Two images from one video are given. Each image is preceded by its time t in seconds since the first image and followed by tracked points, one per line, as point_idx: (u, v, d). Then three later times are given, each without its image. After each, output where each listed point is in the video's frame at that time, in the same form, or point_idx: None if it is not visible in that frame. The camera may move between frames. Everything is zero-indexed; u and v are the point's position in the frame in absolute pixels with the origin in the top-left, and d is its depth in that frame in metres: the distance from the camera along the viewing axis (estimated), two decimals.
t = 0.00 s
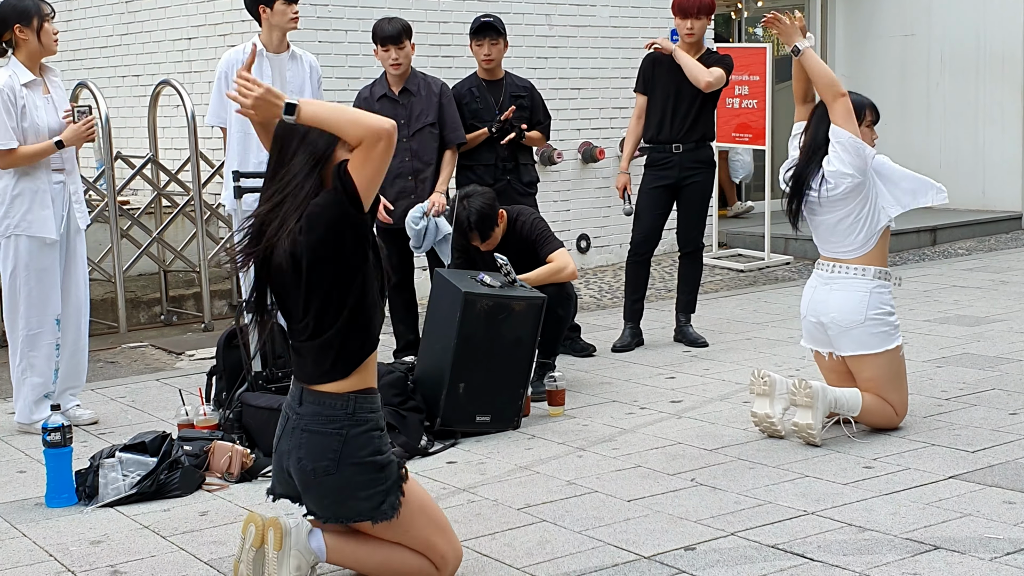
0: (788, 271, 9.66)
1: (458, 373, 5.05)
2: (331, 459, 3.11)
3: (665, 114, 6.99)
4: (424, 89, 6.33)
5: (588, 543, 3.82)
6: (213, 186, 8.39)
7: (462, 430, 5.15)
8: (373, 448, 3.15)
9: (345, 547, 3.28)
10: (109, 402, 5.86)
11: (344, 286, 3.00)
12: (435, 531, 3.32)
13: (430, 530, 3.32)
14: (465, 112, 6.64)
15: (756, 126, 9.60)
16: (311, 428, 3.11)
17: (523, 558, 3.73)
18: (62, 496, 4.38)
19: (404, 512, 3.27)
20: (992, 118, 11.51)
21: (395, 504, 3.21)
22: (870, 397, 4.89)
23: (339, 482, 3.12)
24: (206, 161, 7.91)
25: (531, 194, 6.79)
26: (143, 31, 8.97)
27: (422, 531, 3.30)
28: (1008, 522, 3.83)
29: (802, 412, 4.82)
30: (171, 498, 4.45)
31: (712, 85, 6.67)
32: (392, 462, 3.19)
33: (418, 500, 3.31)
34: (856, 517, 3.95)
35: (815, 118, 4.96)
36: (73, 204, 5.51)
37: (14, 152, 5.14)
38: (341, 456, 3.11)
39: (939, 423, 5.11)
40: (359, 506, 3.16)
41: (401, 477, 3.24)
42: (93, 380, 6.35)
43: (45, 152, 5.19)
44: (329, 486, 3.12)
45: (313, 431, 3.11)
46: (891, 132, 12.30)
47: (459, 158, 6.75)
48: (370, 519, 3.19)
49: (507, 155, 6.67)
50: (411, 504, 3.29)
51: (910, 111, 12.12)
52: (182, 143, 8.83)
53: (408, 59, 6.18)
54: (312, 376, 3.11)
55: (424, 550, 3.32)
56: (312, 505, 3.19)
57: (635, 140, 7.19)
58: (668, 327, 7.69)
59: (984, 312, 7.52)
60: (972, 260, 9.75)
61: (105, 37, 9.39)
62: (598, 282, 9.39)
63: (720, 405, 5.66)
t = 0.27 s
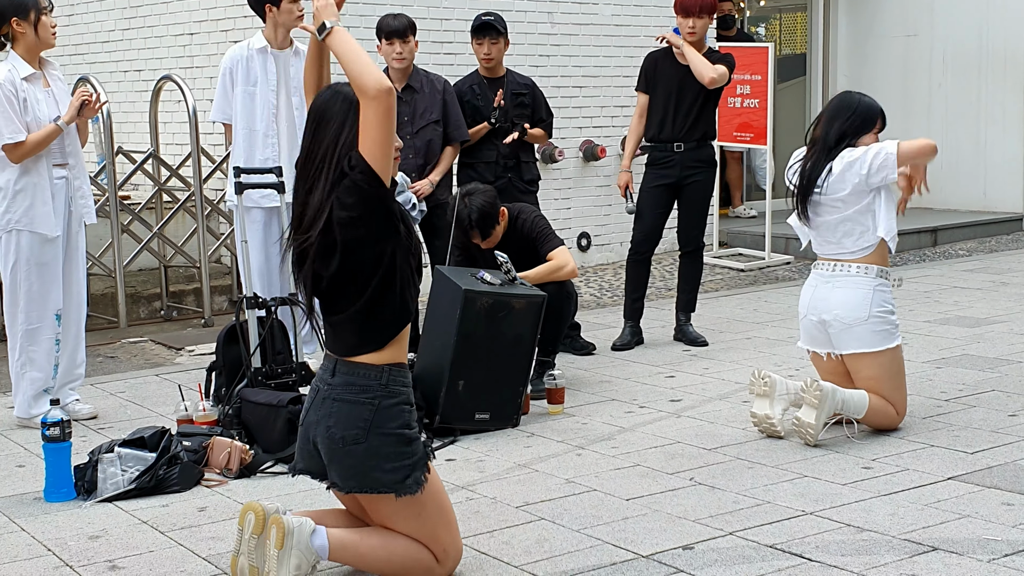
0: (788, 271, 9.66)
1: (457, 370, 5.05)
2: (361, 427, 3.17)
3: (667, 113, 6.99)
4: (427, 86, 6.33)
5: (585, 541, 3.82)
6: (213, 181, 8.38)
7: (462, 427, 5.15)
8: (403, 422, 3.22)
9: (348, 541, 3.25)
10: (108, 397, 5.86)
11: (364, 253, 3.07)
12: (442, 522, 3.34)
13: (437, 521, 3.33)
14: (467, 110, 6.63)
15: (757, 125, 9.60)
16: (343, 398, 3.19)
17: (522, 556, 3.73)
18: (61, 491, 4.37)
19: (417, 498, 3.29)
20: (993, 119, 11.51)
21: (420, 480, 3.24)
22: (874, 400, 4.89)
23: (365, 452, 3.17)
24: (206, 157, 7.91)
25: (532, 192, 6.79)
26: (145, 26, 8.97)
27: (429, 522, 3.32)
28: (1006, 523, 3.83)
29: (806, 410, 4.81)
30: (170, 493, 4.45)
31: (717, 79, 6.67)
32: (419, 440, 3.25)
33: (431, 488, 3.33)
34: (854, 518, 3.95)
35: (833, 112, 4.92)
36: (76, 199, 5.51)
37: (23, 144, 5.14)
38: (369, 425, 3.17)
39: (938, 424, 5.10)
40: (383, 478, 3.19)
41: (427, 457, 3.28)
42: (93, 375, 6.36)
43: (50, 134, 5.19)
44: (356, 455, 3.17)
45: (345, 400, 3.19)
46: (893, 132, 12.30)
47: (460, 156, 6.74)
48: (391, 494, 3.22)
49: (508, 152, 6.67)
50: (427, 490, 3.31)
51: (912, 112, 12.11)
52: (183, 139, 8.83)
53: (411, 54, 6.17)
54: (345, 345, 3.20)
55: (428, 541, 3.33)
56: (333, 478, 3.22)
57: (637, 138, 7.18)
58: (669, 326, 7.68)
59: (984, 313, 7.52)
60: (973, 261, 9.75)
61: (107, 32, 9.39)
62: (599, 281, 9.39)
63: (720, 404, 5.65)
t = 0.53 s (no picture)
0: (787, 277, 9.66)
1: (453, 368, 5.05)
2: (314, 442, 3.18)
3: (670, 117, 6.99)
4: (431, 83, 6.33)
5: (575, 543, 3.82)
6: (214, 172, 8.38)
7: (456, 424, 5.15)
8: (356, 447, 3.21)
9: (341, 563, 3.22)
10: (103, 384, 5.87)
11: (385, 297, 3.14)
12: (418, 522, 3.37)
13: (413, 521, 3.36)
14: (470, 107, 6.64)
15: (760, 130, 9.61)
16: (308, 409, 3.22)
17: (511, 556, 3.73)
18: (53, 477, 4.37)
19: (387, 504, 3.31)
20: (996, 132, 11.51)
21: (361, 505, 3.24)
22: (868, 418, 4.90)
23: (313, 467, 3.18)
24: (209, 147, 7.91)
25: (533, 191, 6.79)
26: (151, 15, 8.96)
27: (407, 525, 3.34)
28: (997, 537, 3.84)
29: (795, 420, 4.78)
30: (162, 483, 4.46)
31: (722, 84, 6.68)
32: (371, 465, 3.24)
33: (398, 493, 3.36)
34: (845, 527, 3.95)
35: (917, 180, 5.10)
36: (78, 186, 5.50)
37: (27, 128, 5.11)
38: (321, 443, 3.18)
39: (932, 436, 5.11)
40: (328, 496, 3.19)
41: (380, 478, 3.29)
42: (89, 362, 6.36)
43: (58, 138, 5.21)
44: (305, 468, 3.18)
45: (306, 411, 3.21)
46: (895, 141, 12.31)
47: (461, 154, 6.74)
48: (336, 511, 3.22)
49: (510, 151, 6.66)
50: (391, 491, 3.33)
51: (916, 122, 12.12)
52: (186, 129, 8.83)
53: (418, 48, 6.17)
54: (333, 362, 3.25)
55: (412, 540, 3.35)
56: (280, 488, 3.22)
57: (639, 141, 7.18)
58: (665, 329, 7.69)
59: (981, 325, 7.53)
60: (971, 272, 9.75)
61: (113, 19, 9.38)
62: (597, 282, 9.39)
63: (714, 409, 5.66)
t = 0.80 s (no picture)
0: (771, 279, 9.69)
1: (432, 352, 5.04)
2: (270, 440, 3.19)
3: (662, 113, 7.00)
4: (426, 65, 6.31)
5: (544, 531, 3.83)
6: (204, 143, 8.35)
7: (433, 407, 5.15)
8: (311, 449, 3.23)
9: (302, 553, 3.31)
10: (82, 349, 5.85)
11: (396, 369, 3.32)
12: (377, 508, 3.41)
13: (372, 508, 3.40)
14: (464, 91, 6.63)
15: (752, 131, 9.62)
16: (267, 408, 3.24)
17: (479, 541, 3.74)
18: (27, 439, 4.37)
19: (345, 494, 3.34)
20: (986, 145, 11.55)
21: (319, 503, 3.28)
22: (840, 425, 4.94)
23: (267, 465, 3.19)
24: (200, 117, 7.87)
25: (522, 179, 6.79)
26: None
27: (365, 511, 3.39)
28: (962, 546, 3.86)
29: (767, 419, 4.82)
30: (135, 450, 4.45)
31: (716, 83, 6.69)
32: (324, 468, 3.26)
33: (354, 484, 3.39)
34: (813, 528, 3.97)
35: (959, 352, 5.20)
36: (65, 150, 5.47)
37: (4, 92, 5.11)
38: (276, 441, 3.19)
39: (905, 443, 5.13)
40: (281, 493, 3.21)
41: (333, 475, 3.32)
42: (68, 327, 6.34)
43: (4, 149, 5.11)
44: (257, 464, 3.19)
45: (265, 412, 3.23)
46: (885, 149, 12.34)
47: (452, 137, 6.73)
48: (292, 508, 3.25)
49: (501, 139, 6.66)
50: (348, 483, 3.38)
51: (907, 131, 12.15)
52: (178, 98, 8.80)
53: (413, 27, 6.15)
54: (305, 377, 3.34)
55: (374, 526, 3.40)
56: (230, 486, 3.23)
57: (630, 134, 7.19)
58: (647, 324, 7.71)
59: (961, 336, 7.56)
60: (954, 284, 9.79)
61: None
62: (582, 273, 9.41)
63: (691, 406, 5.68)
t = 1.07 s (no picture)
0: (761, 265, 9.70)
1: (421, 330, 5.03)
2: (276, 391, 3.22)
3: (656, 97, 6.99)
4: (421, 42, 6.30)
5: (529, 509, 3.84)
6: (197, 116, 8.33)
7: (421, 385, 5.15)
8: (314, 407, 3.25)
9: (283, 520, 3.32)
10: (71, 320, 5.84)
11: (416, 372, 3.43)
12: (367, 482, 3.38)
13: (362, 482, 3.38)
14: (458, 70, 6.60)
15: (746, 117, 9.62)
16: (279, 361, 3.29)
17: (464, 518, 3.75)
18: (13, 408, 4.38)
19: (336, 466, 3.32)
20: (979, 137, 11.56)
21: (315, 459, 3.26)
22: (824, 410, 4.95)
23: (269, 415, 3.20)
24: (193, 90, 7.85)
25: (514, 160, 6.78)
26: None
27: (354, 485, 3.37)
28: (945, 534, 3.88)
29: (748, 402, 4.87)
30: (121, 421, 4.45)
31: (711, 67, 6.69)
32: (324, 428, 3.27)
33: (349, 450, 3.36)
34: (796, 513, 3.98)
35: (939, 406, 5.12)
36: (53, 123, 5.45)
37: None
38: (282, 391, 3.22)
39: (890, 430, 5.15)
40: (276, 443, 3.21)
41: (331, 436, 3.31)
42: (57, 297, 6.32)
43: None
44: (259, 412, 3.21)
45: (277, 364, 3.28)
46: (879, 138, 12.35)
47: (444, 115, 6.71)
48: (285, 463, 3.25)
49: (494, 118, 6.66)
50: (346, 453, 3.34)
51: (901, 121, 12.16)
52: (172, 71, 8.77)
53: (408, 4, 6.14)
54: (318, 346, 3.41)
55: (361, 501, 3.40)
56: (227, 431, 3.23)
57: (623, 116, 7.19)
58: (637, 307, 7.71)
59: (949, 326, 7.58)
60: (943, 274, 9.82)
61: None
62: (573, 255, 9.41)
63: (678, 389, 5.69)
